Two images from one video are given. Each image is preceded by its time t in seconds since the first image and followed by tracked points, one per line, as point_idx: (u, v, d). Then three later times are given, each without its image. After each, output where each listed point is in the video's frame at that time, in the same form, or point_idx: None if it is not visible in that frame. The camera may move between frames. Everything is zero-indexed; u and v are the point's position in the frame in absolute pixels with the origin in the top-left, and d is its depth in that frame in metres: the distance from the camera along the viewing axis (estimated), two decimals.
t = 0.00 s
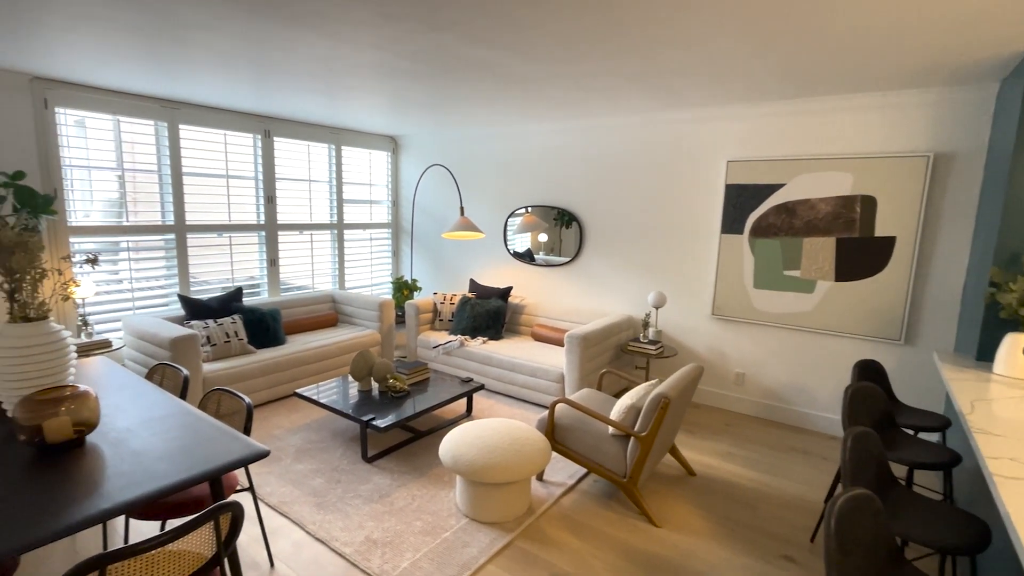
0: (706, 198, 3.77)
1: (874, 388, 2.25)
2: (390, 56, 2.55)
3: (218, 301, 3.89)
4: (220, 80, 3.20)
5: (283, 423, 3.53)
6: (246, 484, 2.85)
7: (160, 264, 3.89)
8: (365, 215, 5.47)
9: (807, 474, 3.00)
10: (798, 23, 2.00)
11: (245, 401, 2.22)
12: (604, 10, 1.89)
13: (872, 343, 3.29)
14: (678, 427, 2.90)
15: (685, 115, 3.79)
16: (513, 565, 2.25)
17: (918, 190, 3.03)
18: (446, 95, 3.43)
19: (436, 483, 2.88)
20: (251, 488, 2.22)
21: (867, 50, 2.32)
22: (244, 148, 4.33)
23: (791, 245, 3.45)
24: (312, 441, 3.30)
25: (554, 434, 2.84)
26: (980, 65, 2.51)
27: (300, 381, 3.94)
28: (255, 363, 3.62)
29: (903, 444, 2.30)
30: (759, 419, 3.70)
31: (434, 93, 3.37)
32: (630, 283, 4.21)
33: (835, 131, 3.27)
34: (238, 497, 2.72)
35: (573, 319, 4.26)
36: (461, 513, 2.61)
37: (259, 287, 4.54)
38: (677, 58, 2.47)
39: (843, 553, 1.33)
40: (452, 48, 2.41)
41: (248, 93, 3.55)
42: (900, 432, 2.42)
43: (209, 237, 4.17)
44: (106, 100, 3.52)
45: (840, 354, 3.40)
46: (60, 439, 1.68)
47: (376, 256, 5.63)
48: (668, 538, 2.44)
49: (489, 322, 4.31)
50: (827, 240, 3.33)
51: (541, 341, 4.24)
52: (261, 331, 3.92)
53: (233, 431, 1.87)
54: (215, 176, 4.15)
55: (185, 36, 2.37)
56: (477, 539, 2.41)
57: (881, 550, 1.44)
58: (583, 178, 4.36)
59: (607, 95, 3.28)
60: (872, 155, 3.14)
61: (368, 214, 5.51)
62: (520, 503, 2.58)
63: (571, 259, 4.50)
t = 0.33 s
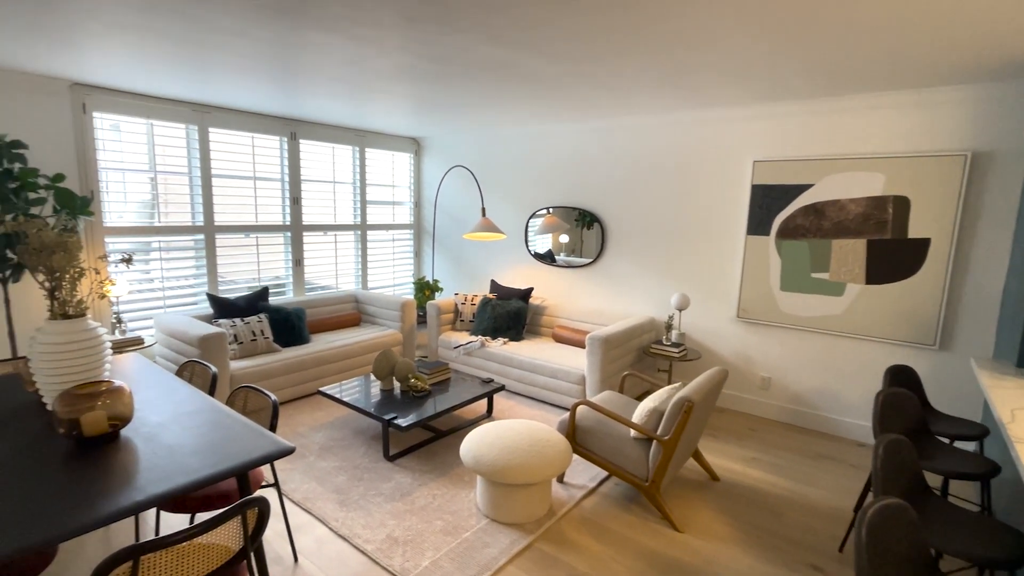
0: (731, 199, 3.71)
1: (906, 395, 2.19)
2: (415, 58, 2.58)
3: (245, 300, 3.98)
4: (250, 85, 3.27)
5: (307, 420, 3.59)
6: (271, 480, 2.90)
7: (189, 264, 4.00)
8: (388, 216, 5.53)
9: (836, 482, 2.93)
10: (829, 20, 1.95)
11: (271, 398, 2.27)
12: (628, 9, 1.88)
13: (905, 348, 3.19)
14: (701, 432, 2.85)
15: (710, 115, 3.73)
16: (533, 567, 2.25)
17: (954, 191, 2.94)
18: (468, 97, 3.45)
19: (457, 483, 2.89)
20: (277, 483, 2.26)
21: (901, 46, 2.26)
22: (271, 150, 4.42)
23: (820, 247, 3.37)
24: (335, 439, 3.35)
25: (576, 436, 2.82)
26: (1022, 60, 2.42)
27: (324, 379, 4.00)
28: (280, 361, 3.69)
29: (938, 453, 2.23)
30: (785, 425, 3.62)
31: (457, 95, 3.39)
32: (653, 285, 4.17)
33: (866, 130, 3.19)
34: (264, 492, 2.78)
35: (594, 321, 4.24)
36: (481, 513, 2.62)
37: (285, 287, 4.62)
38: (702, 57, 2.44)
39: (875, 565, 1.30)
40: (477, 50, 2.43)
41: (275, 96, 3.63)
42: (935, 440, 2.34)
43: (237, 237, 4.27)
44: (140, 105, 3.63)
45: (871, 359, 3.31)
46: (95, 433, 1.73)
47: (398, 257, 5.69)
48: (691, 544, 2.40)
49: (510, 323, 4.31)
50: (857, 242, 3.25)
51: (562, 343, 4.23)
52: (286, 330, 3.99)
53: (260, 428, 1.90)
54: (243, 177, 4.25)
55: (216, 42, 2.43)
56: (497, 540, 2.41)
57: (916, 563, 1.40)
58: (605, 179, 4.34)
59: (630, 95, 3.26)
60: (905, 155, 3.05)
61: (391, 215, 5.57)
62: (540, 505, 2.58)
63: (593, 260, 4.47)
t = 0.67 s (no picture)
0: (758, 200, 3.64)
1: (944, 402, 2.12)
2: (438, 60, 2.60)
3: (272, 300, 4.06)
4: (278, 88, 3.34)
5: (331, 418, 3.64)
6: (297, 476, 2.95)
7: (219, 263, 4.10)
8: (411, 217, 5.59)
9: (867, 490, 2.84)
10: (861, 15, 1.90)
11: (297, 396, 2.31)
12: (653, 8, 1.86)
13: (941, 353, 3.09)
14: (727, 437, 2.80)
15: (737, 114, 3.67)
16: (554, 569, 2.24)
17: (995, 191, 2.83)
18: (491, 98, 3.47)
19: (478, 483, 2.90)
20: (303, 480, 2.31)
21: (937, 42, 2.19)
22: (298, 153, 4.51)
23: (851, 249, 3.28)
24: (359, 437, 3.39)
25: (598, 438, 2.81)
26: None
27: (348, 378, 4.06)
28: (305, 359, 3.76)
29: (977, 464, 2.15)
30: (814, 431, 3.54)
31: (480, 96, 3.41)
32: (677, 287, 4.12)
33: (902, 129, 3.09)
34: (289, 488, 2.83)
35: (617, 323, 4.21)
36: (503, 514, 2.62)
37: (310, 286, 4.70)
38: (729, 55, 2.40)
39: None
40: (499, 52, 2.43)
41: (303, 99, 3.69)
42: (974, 449, 2.25)
43: (265, 238, 4.36)
44: (173, 109, 3.74)
45: (905, 365, 3.20)
46: (131, 427, 1.78)
47: (421, 258, 5.74)
48: (716, 551, 2.36)
49: (531, 324, 4.31)
50: (891, 244, 3.15)
51: (584, 345, 4.21)
52: (312, 329, 4.06)
53: (287, 425, 1.93)
54: (271, 179, 4.34)
55: (247, 47, 2.49)
56: (518, 541, 2.41)
57: None
58: (628, 179, 4.30)
59: (654, 95, 3.23)
60: (943, 154, 2.95)
61: (414, 216, 5.63)
62: (562, 507, 2.57)
63: (616, 261, 4.44)
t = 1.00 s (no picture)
0: (788, 201, 3.57)
1: (986, 411, 2.04)
2: (464, 62, 2.61)
3: (299, 299, 4.14)
4: (307, 91, 3.40)
5: (356, 417, 3.69)
6: (323, 473, 3.00)
7: (249, 263, 4.19)
8: (435, 218, 5.64)
9: (902, 501, 2.75)
10: (899, 9, 1.84)
11: (324, 394, 2.35)
12: (682, 6, 1.84)
13: (982, 360, 2.97)
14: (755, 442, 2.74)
15: (767, 113, 3.60)
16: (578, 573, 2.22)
17: None
18: (516, 99, 3.47)
19: (501, 484, 2.90)
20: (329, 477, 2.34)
21: (980, 37, 2.11)
22: (325, 155, 4.59)
23: (886, 251, 3.19)
24: (383, 436, 3.43)
25: (622, 441, 2.78)
26: None
27: (372, 377, 4.11)
28: (331, 358, 3.82)
29: (1022, 476, 2.06)
30: (845, 438, 3.44)
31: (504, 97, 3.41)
32: (703, 289, 4.05)
33: (941, 126, 2.99)
34: (315, 485, 2.88)
35: (641, 325, 4.17)
36: (525, 515, 2.61)
37: (336, 287, 4.78)
38: (760, 53, 2.35)
39: None
40: (524, 53, 2.44)
41: (331, 102, 3.76)
42: (1018, 461, 2.16)
43: (293, 239, 4.45)
44: (205, 113, 3.84)
45: (943, 371, 3.10)
46: (165, 421, 1.84)
47: (444, 259, 5.78)
48: (743, 558, 2.31)
49: (554, 326, 4.30)
50: (928, 246, 3.05)
51: (607, 347, 4.18)
52: (337, 329, 4.12)
53: (314, 423, 1.96)
54: (299, 181, 4.42)
55: (276, 52, 2.55)
56: (541, 543, 2.40)
57: None
58: (654, 180, 4.26)
59: (681, 94, 3.19)
60: (985, 153, 2.85)
61: (438, 217, 5.67)
62: (585, 510, 2.55)
63: (640, 263, 4.40)
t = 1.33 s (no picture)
0: (819, 202, 3.48)
1: None
2: (491, 64, 2.62)
3: (326, 299, 4.20)
4: (336, 94, 3.46)
5: (380, 416, 3.73)
6: (348, 471, 3.04)
7: (277, 264, 4.28)
8: (459, 220, 5.67)
9: (940, 513, 2.65)
10: (940, 4, 1.78)
11: (351, 393, 2.37)
12: (712, 4, 1.81)
13: None
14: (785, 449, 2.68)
15: (798, 112, 3.52)
16: None
17: None
18: (541, 100, 3.47)
19: (524, 486, 2.90)
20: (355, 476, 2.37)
21: None
22: (352, 157, 4.65)
23: (924, 253, 3.08)
24: (407, 435, 3.46)
25: (647, 446, 2.75)
26: None
27: (396, 377, 4.14)
28: (356, 358, 3.87)
29: None
30: (879, 447, 3.34)
31: (529, 98, 3.40)
32: (731, 292, 3.98)
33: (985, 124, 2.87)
34: (341, 482, 2.92)
35: (666, 328, 4.12)
36: (549, 518, 2.60)
37: (361, 287, 4.84)
38: (791, 51, 2.30)
39: None
40: (549, 54, 2.43)
41: (358, 105, 3.81)
42: None
43: (320, 239, 4.53)
44: (236, 116, 3.93)
45: (985, 379, 2.98)
46: (199, 418, 1.89)
47: (467, 260, 5.80)
48: (773, 568, 2.26)
49: (577, 328, 4.27)
50: (969, 249, 2.94)
51: (632, 350, 4.13)
52: (362, 329, 4.18)
53: (340, 422, 1.98)
54: (326, 183, 4.50)
55: (305, 56, 2.59)
56: (565, 547, 2.39)
57: None
58: (680, 181, 4.21)
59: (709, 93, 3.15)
60: None
61: (462, 218, 5.70)
62: (610, 514, 2.52)
63: (665, 265, 4.35)
